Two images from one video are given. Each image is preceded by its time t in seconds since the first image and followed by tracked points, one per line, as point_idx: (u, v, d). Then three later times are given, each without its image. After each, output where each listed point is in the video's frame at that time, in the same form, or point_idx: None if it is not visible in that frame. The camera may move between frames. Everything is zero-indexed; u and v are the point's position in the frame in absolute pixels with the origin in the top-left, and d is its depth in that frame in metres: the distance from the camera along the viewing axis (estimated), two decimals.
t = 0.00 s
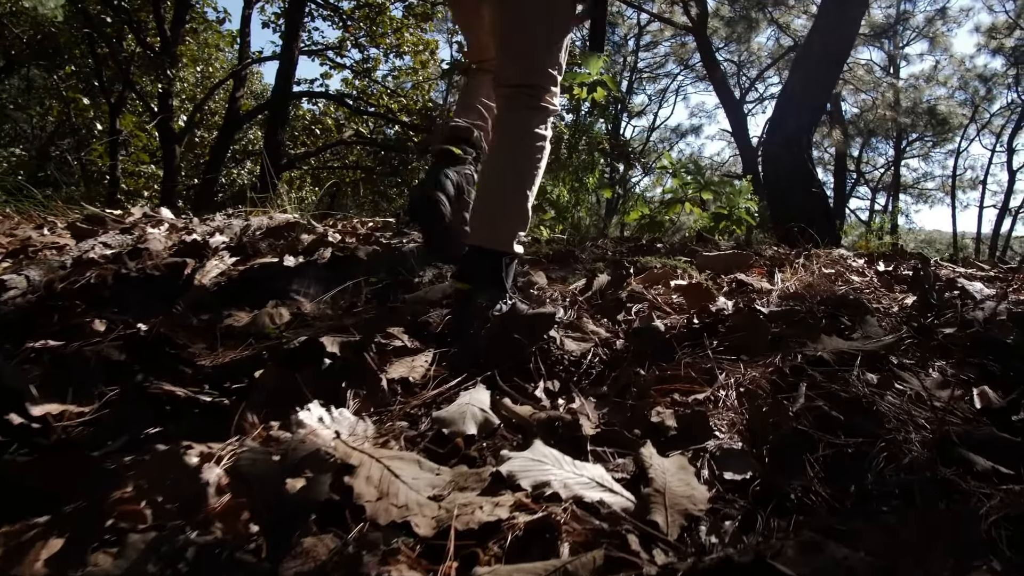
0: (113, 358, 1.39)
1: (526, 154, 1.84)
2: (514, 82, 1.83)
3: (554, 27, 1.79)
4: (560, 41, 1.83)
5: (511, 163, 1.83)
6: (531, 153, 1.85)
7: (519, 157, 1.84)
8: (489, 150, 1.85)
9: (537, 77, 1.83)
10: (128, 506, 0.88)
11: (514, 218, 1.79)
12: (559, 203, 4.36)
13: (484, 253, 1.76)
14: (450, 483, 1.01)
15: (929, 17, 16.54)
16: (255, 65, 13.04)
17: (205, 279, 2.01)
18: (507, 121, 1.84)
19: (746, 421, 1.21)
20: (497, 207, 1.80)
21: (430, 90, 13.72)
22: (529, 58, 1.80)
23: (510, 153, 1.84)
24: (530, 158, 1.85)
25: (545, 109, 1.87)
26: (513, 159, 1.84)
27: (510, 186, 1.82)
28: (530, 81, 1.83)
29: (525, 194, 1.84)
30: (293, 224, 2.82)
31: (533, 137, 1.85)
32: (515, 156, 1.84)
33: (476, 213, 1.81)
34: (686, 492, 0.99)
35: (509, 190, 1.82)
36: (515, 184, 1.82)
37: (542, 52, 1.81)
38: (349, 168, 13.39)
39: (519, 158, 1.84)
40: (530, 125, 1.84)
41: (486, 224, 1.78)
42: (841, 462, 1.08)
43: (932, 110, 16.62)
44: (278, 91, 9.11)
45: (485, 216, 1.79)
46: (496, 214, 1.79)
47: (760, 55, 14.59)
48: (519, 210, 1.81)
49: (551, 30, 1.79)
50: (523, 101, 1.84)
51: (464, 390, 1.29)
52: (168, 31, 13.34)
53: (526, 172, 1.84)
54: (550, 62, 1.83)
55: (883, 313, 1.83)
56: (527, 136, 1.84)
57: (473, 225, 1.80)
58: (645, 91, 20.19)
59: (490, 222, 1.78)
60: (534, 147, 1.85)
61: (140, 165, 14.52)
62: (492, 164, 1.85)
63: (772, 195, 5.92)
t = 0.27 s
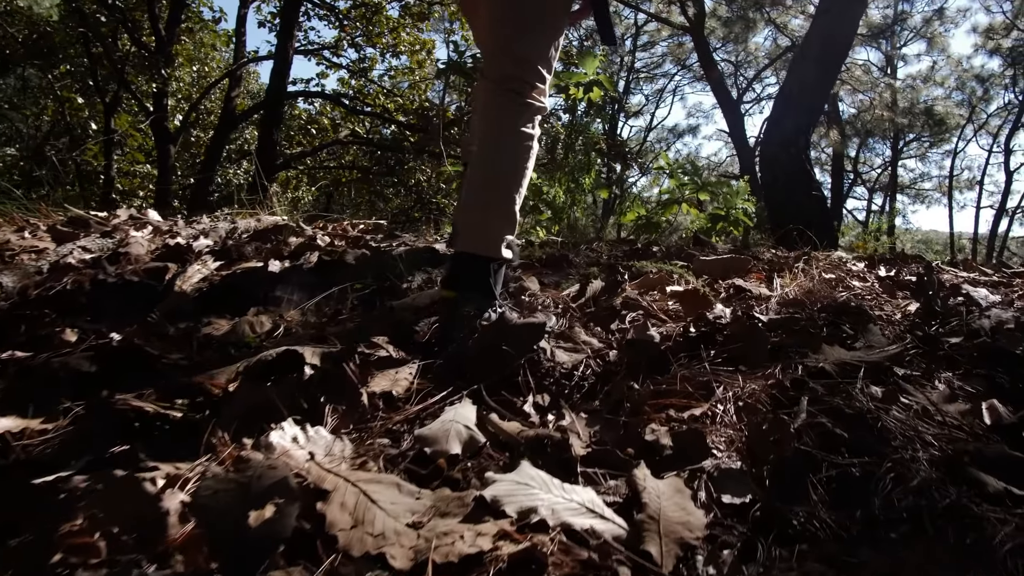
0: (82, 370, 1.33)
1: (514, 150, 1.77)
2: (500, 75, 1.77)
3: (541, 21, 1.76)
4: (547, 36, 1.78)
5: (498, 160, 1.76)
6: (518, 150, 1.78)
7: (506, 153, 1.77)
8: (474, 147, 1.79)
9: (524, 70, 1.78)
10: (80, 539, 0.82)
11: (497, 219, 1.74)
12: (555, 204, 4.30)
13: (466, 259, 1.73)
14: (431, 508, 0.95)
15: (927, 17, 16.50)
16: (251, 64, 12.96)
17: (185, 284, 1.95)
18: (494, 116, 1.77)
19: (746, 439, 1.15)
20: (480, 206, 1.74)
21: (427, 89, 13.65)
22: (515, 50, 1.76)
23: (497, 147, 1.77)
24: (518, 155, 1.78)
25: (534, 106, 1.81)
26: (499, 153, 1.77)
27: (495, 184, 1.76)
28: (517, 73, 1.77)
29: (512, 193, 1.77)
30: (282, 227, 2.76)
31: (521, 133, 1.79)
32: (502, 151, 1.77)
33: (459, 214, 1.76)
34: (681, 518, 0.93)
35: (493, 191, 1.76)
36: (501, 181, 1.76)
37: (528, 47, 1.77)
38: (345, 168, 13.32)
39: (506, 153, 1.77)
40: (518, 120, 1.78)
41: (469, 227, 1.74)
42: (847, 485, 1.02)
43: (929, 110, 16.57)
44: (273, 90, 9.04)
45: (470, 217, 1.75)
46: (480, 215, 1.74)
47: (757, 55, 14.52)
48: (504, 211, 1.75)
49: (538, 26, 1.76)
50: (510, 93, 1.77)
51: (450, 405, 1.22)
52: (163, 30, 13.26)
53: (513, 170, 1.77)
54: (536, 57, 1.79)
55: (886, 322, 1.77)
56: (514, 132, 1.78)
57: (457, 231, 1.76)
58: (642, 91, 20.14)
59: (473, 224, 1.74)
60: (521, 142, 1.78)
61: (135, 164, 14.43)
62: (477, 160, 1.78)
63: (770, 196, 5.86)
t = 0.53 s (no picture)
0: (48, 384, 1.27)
1: (505, 153, 1.73)
2: (491, 74, 1.72)
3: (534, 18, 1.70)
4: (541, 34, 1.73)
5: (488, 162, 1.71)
6: (510, 151, 1.73)
7: (497, 154, 1.72)
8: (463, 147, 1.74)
9: (515, 69, 1.72)
10: None
11: (487, 223, 1.70)
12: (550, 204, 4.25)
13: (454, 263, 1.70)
14: (409, 535, 0.89)
15: (924, 18, 16.48)
16: (246, 64, 12.89)
17: (165, 290, 1.89)
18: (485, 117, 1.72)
19: (744, 458, 1.09)
20: (470, 210, 1.70)
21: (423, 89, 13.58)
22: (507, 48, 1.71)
23: (487, 148, 1.72)
24: (509, 157, 1.73)
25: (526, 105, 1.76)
26: (490, 155, 1.72)
27: (486, 187, 1.71)
28: (509, 72, 1.72)
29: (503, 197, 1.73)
30: (269, 229, 2.70)
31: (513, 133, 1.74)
32: (492, 153, 1.72)
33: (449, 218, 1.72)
34: (676, 547, 0.87)
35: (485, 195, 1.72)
36: (492, 185, 1.71)
37: (522, 45, 1.71)
38: (340, 168, 13.26)
39: (497, 155, 1.72)
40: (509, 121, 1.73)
41: (457, 230, 1.70)
42: (851, 510, 0.97)
43: (926, 111, 16.54)
44: (267, 90, 8.98)
45: (460, 220, 1.71)
46: (470, 218, 1.70)
47: (754, 55, 14.48)
48: (495, 215, 1.71)
49: (530, 24, 1.70)
50: (502, 93, 1.72)
51: (433, 421, 1.16)
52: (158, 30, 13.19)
53: (504, 172, 1.73)
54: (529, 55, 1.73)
55: (889, 331, 1.72)
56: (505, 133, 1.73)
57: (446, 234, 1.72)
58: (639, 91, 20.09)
59: (462, 227, 1.70)
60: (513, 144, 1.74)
61: (129, 164, 14.35)
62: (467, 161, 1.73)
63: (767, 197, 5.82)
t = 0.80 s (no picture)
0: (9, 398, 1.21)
1: (496, 158, 1.68)
2: (488, 77, 1.66)
3: (534, 22, 1.65)
4: (538, 37, 1.69)
5: (480, 165, 1.66)
6: (501, 157, 1.69)
7: (488, 159, 1.67)
8: (454, 149, 1.69)
9: (512, 74, 1.67)
10: None
11: (476, 230, 1.65)
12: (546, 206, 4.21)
13: (443, 270, 1.64)
14: (386, 566, 0.83)
15: (921, 18, 16.46)
16: (241, 64, 12.83)
17: (143, 296, 1.82)
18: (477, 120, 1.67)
19: (743, 479, 1.04)
20: (460, 215, 1.65)
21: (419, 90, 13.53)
22: (506, 50, 1.65)
23: (478, 152, 1.67)
24: (501, 162, 1.69)
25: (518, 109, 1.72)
26: (480, 160, 1.67)
27: (476, 192, 1.66)
28: (505, 76, 1.67)
29: (493, 202, 1.68)
30: (255, 233, 2.64)
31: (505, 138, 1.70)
32: (484, 158, 1.67)
33: (436, 222, 1.67)
34: None
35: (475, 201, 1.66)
36: (484, 190, 1.66)
37: (519, 48, 1.66)
38: (336, 169, 13.22)
39: (489, 160, 1.67)
40: (502, 125, 1.68)
41: (445, 236, 1.65)
42: (859, 543, 0.91)
43: (922, 112, 16.54)
44: (262, 91, 8.94)
45: (448, 225, 1.65)
46: (459, 224, 1.65)
47: (750, 56, 14.46)
48: (484, 221, 1.66)
49: (528, 27, 1.65)
50: (496, 95, 1.67)
51: (416, 439, 1.10)
52: (152, 29, 13.13)
53: (495, 178, 1.68)
54: (526, 60, 1.69)
55: (892, 340, 1.66)
56: (498, 137, 1.68)
57: (432, 237, 1.67)
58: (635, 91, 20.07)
59: (450, 232, 1.65)
60: (505, 149, 1.69)
61: (124, 164, 14.30)
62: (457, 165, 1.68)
63: (764, 199, 5.78)
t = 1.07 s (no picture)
0: None
1: (491, 162, 1.62)
2: (486, 77, 1.60)
3: (537, 22, 1.60)
4: (540, 39, 1.63)
5: (475, 169, 1.60)
6: (497, 161, 1.63)
7: (483, 163, 1.61)
8: (447, 150, 1.62)
9: (512, 76, 1.61)
10: None
11: (469, 235, 1.58)
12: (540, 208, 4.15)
13: (434, 277, 1.56)
14: None
15: (917, 18, 16.42)
16: (235, 64, 12.74)
17: (119, 305, 1.76)
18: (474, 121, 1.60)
19: (742, 505, 0.98)
20: (452, 219, 1.57)
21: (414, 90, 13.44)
22: (507, 50, 1.59)
23: (473, 155, 1.60)
24: (496, 167, 1.63)
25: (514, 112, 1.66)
26: (475, 162, 1.60)
27: (470, 196, 1.59)
28: (504, 77, 1.61)
29: (487, 207, 1.61)
30: (241, 237, 2.58)
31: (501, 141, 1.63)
32: (479, 161, 1.60)
33: (425, 225, 1.60)
34: None
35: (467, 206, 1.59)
36: (477, 194, 1.59)
37: (519, 49, 1.60)
38: (331, 169, 13.13)
39: (484, 164, 1.61)
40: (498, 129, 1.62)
41: (436, 240, 1.57)
42: None
43: (918, 112, 16.50)
44: (255, 91, 8.85)
45: (439, 229, 1.58)
46: (450, 228, 1.57)
47: (747, 56, 14.40)
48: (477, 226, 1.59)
49: (529, 27, 1.59)
50: (493, 97, 1.61)
51: (395, 461, 1.04)
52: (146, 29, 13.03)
53: (489, 183, 1.61)
54: (526, 63, 1.63)
55: (895, 351, 1.60)
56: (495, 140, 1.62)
57: (421, 242, 1.60)
58: (632, 91, 20.01)
59: (442, 236, 1.57)
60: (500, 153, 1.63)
61: (118, 165, 14.20)
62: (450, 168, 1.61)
63: (761, 201, 5.73)
